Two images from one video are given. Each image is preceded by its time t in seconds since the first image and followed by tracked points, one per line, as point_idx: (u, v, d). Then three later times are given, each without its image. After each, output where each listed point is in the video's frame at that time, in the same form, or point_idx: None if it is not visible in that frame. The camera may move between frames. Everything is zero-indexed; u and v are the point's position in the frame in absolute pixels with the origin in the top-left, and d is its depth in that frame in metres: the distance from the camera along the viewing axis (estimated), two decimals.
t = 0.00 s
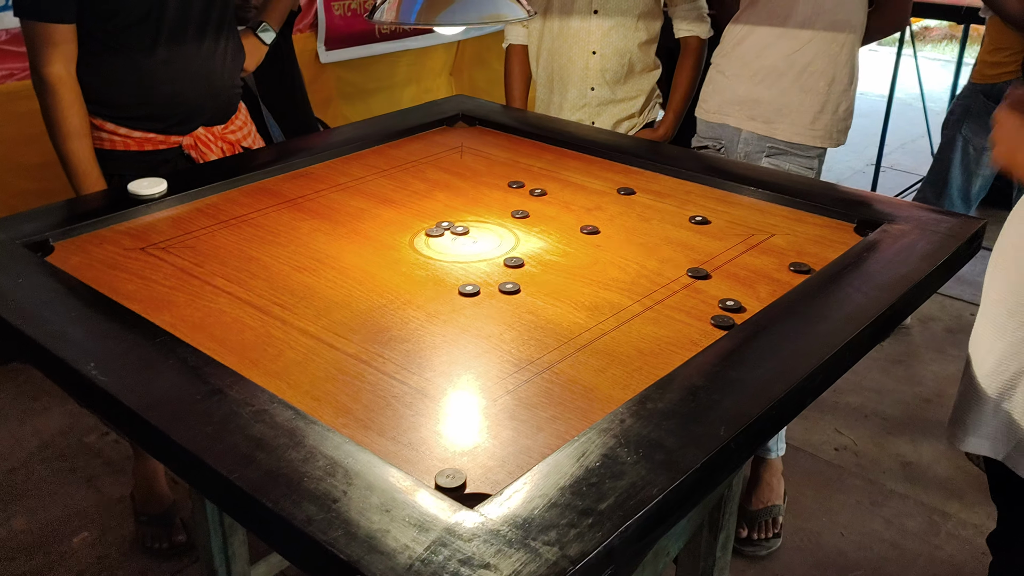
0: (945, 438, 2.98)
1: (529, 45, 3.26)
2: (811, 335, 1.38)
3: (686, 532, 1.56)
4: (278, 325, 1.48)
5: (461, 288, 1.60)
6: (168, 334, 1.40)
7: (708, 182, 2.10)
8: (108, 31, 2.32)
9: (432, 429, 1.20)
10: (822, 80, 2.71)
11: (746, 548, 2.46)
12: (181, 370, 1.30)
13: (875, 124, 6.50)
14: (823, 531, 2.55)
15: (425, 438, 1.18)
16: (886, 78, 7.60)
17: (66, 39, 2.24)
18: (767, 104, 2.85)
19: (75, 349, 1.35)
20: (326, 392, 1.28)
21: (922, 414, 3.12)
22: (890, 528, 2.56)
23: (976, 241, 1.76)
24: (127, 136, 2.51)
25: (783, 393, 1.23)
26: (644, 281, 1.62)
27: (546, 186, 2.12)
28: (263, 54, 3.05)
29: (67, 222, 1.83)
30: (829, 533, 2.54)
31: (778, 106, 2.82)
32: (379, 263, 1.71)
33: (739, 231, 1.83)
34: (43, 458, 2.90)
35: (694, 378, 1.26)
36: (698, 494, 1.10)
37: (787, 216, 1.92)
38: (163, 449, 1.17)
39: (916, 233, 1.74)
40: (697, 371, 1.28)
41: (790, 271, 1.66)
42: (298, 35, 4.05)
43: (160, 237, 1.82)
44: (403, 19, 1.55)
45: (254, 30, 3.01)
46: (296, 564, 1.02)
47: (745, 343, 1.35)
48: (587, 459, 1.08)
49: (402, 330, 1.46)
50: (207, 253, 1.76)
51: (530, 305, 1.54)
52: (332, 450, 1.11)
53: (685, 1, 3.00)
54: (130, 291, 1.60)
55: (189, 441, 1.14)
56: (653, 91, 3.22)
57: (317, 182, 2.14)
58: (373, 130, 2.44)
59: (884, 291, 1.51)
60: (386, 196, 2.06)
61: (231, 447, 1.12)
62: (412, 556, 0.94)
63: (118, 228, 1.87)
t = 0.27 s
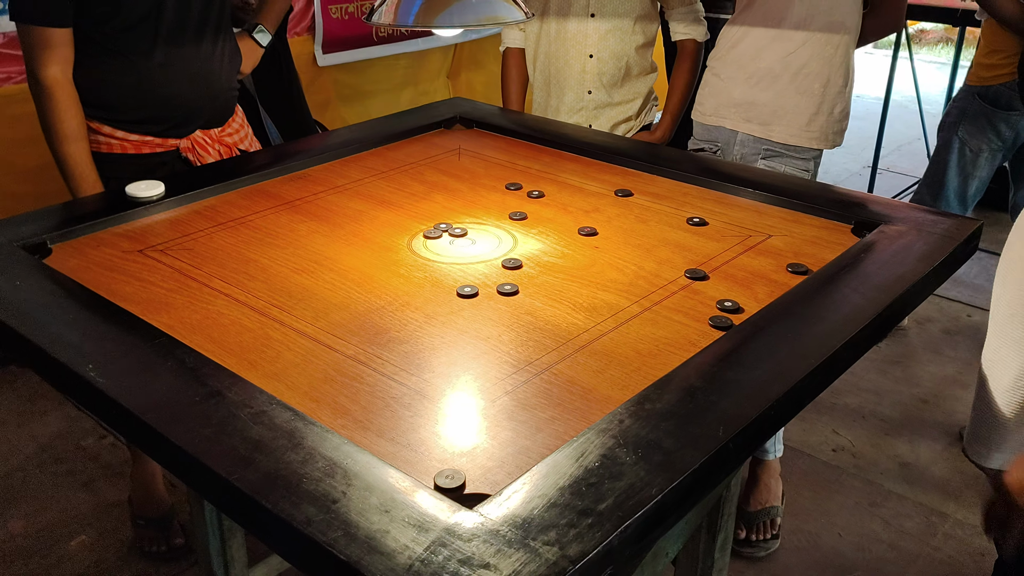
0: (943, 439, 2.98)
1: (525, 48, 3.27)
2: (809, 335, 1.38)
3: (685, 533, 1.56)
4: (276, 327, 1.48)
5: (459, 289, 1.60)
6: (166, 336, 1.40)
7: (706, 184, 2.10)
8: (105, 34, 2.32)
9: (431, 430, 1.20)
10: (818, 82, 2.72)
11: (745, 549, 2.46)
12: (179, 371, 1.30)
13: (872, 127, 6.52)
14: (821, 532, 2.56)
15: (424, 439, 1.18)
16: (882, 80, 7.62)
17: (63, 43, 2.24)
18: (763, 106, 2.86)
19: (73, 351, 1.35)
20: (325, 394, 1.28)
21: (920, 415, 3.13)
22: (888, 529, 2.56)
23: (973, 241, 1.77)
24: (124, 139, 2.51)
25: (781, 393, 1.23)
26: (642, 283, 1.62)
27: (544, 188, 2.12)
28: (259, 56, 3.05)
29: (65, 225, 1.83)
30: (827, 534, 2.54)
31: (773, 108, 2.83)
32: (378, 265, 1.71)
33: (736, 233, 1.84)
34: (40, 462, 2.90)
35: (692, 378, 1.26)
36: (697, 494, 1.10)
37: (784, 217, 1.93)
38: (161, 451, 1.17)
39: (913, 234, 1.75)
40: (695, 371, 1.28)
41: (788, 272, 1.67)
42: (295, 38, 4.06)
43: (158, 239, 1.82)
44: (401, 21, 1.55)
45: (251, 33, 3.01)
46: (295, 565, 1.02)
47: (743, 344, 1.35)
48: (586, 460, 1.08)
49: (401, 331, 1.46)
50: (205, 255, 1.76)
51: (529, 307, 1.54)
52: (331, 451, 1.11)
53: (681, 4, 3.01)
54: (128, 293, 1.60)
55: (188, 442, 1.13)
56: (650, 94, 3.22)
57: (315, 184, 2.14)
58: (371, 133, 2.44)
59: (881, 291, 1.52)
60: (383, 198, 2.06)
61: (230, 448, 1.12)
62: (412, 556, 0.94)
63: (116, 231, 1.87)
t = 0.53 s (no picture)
0: (939, 443, 2.99)
1: (521, 54, 3.28)
2: (806, 339, 1.38)
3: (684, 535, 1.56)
4: (274, 331, 1.47)
5: (456, 294, 1.60)
6: (163, 341, 1.39)
7: (702, 188, 2.11)
8: (101, 40, 2.32)
9: (429, 434, 1.19)
10: (811, 86, 2.74)
11: (742, 553, 2.46)
12: (176, 376, 1.29)
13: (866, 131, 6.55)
14: (818, 536, 2.56)
15: (422, 443, 1.17)
16: (877, 85, 7.66)
17: (59, 49, 2.24)
18: (757, 111, 2.87)
19: (70, 357, 1.35)
20: (323, 398, 1.28)
21: (916, 419, 3.13)
22: (885, 532, 2.57)
23: (969, 245, 1.78)
24: (120, 145, 2.51)
25: (778, 396, 1.23)
26: (640, 286, 1.63)
27: (540, 193, 2.12)
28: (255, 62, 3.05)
29: (61, 231, 1.82)
30: (824, 537, 2.54)
31: (768, 112, 2.84)
32: (375, 269, 1.71)
33: (733, 236, 1.84)
34: (35, 469, 2.88)
35: (690, 382, 1.26)
36: (696, 498, 1.10)
37: (781, 221, 1.93)
38: (158, 456, 1.17)
39: (909, 237, 1.75)
40: (692, 375, 1.28)
41: (785, 275, 1.67)
42: (291, 44, 4.06)
43: (154, 245, 1.82)
44: (398, 26, 1.55)
45: (246, 38, 3.01)
46: (294, 570, 1.01)
47: (740, 347, 1.36)
48: (585, 463, 1.08)
49: (398, 335, 1.46)
50: (202, 260, 1.76)
51: (527, 311, 1.54)
52: (329, 456, 1.10)
53: (676, 10, 3.02)
54: (124, 299, 1.59)
55: (185, 448, 1.13)
56: (645, 99, 3.23)
57: (312, 190, 2.14)
58: (367, 138, 2.45)
59: (878, 295, 1.52)
60: (380, 203, 2.06)
61: (228, 453, 1.11)
62: (411, 561, 0.93)
63: (113, 236, 1.86)
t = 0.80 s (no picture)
0: (937, 446, 2.99)
1: (519, 57, 3.28)
2: (804, 344, 1.38)
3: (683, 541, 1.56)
4: (272, 337, 1.47)
5: (455, 299, 1.59)
6: (161, 348, 1.39)
7: (700, 192, 2.11)
8: (99, 44, 2.31)
9: (428, 441, 1.19)
10: (809, 90, 2.74)
11: (741, 557, 2.46)
12: (174, 383, 1.29)
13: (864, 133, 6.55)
14: (817, 539, 2.55)
15: (421, 450, 1.17)
16: (874, 87, 7.67)
17: (56, 53, 2.23)
18: (755, 115, 2.87)
19: (67, 363, 1.34)
20: (321, 405, 1.28)
21: (914, 422, 3.13)
22: (884, 536, 2.56)
23: (967, 249, 1.78)
24: (118, 149, 2.50)
25: (777, 402, 1.23)
26: (639, 291, 1.62)
27: (539, 197, 2.12)
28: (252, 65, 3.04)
29: (58, 236, 1.82)
30: (823, 541, 2.54)
31: (765, 116, 2.84)
32: (373, 274, 1.71)
33: (732, 241, 1.84)
34: (32, 474, 2.87)
35: (689, 388, 1.26)
36: (695, 505, 1.10)
37: (779, 225, 1.93)
38: (156, 464, 1.16)
39: (907, 241, 1.75)
40: (691, 380, 1.28)
41: (784, 280, 1.67)
42: (288, 47, 4.06)
43: (152, 250, 1.81)
44: (396, 31, 1.55)
45: (244, 42, 3.01)
46: None
47: (739, 352, 1.35)
48: (584, 470, 1.08)
49: (397, 341, 1.46)
50: (200, 265, 1.75)
51: (525, 316, 1.54)
52: (328, 463, 1.10)
53: (674, 13, 3.03)
54: (122, 304, 1.59)
55: (183, 455, 1.13)
56: (643, 102, 3.23)
57: (310, 194, 2.14)
58: (365, 142, 2.44)
59: (876, 299, 1.52)
60: (378, 208, 2.06)
61: (226, 461, 1.11)
62: (410, 569, 0.93)
63: (110, 242, 1.86)
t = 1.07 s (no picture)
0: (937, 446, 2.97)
1: (516, 57, 3.26)
2: (804, 345, 1.37)
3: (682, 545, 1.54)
4: (265, 339, 1.45)
5: (451, 300, 1.58)
6: (153, 350, 1.37)
7: (699, 192, 2.09)
8: (93, 43, 2.29)
9: (423, 445, 1.17)
10: (808, 90, 2.72)
11: (740, 559, 2.45)
12: (166, 386, 1.27)
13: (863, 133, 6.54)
14: (817, 541, 2.54)
15: (416, 454, 1.15)
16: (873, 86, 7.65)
17: (51, 52, 2.21)
18: (754, 114, 2.85)
19: (58, 366, 1.32)
20: (315, 407, 1.26)
21: (914, 422, 3.12)
22: (884, 537, 2.55)
23: (968, 249, 1.76)
24: (113, 149, 2.48)
25: (778, 404, 1.21)
26: (637, 292, 1.61)
27: (536, 197, 2.10)
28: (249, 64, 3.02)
29: (51, 236, 1.80)
30: (823, 543, 2.53)
31: (764, 115, 2.82)
32: (369, 275, 1.69)
33: (731, 241, 1.83)
34: (27, 475, 2.85)
35: (688, 391, 1.24)
36: (694, 509, 1.08)
37: (778, 225, 1.92)
38: (148, 467, 1.14)
39: (908, 241, 1.74)
40: (690, 383, 1.26)
41: (783, 280, 1.65)
42: (284, 46, 4.04)
43: (145, 251, 1.80)
44: (391, 30, 1.53)
45: (240, 41, 2.99)
46: None
47: (738, 354, 1.34)
48: (581, 474, 1.06)
49: (392, 343, 1.44)
50: (194, 266, 1.73)
51: (522, 317, 1.52)
52: (321, 468, 1.08)
53: (672, 12, 3.01)
54: (114, 306, 1.57)
55: (174, 459, 1.11)
56: (641, 102, 3.21)
57: (306, 194, 2.12)
58: (362, 141, 2.43)
59: (877, 300, 1.50)
60: (374, 208, 2.04)
61: (218, 465, 1.09)
62: None
63: (103, 242, 1.84)
